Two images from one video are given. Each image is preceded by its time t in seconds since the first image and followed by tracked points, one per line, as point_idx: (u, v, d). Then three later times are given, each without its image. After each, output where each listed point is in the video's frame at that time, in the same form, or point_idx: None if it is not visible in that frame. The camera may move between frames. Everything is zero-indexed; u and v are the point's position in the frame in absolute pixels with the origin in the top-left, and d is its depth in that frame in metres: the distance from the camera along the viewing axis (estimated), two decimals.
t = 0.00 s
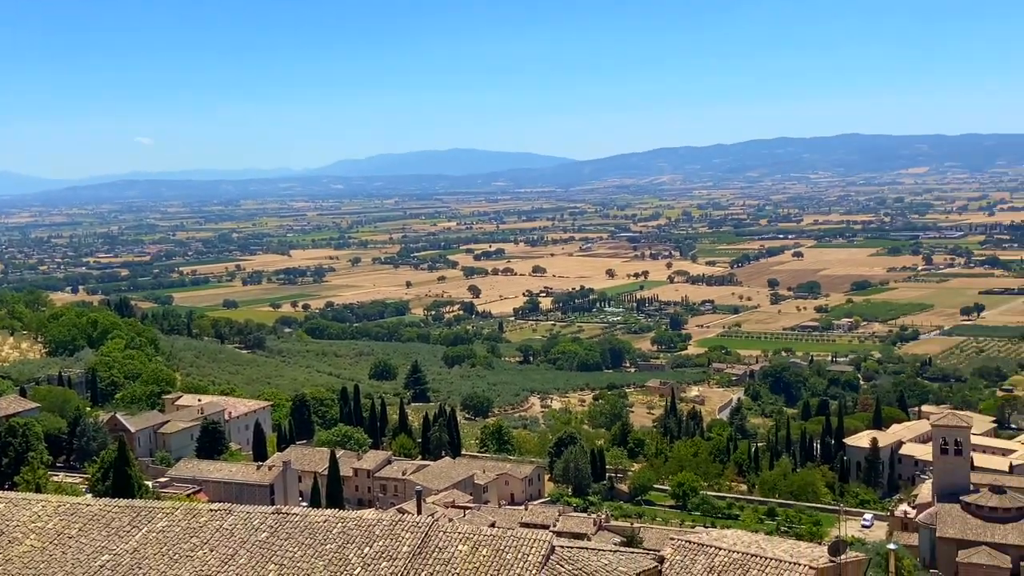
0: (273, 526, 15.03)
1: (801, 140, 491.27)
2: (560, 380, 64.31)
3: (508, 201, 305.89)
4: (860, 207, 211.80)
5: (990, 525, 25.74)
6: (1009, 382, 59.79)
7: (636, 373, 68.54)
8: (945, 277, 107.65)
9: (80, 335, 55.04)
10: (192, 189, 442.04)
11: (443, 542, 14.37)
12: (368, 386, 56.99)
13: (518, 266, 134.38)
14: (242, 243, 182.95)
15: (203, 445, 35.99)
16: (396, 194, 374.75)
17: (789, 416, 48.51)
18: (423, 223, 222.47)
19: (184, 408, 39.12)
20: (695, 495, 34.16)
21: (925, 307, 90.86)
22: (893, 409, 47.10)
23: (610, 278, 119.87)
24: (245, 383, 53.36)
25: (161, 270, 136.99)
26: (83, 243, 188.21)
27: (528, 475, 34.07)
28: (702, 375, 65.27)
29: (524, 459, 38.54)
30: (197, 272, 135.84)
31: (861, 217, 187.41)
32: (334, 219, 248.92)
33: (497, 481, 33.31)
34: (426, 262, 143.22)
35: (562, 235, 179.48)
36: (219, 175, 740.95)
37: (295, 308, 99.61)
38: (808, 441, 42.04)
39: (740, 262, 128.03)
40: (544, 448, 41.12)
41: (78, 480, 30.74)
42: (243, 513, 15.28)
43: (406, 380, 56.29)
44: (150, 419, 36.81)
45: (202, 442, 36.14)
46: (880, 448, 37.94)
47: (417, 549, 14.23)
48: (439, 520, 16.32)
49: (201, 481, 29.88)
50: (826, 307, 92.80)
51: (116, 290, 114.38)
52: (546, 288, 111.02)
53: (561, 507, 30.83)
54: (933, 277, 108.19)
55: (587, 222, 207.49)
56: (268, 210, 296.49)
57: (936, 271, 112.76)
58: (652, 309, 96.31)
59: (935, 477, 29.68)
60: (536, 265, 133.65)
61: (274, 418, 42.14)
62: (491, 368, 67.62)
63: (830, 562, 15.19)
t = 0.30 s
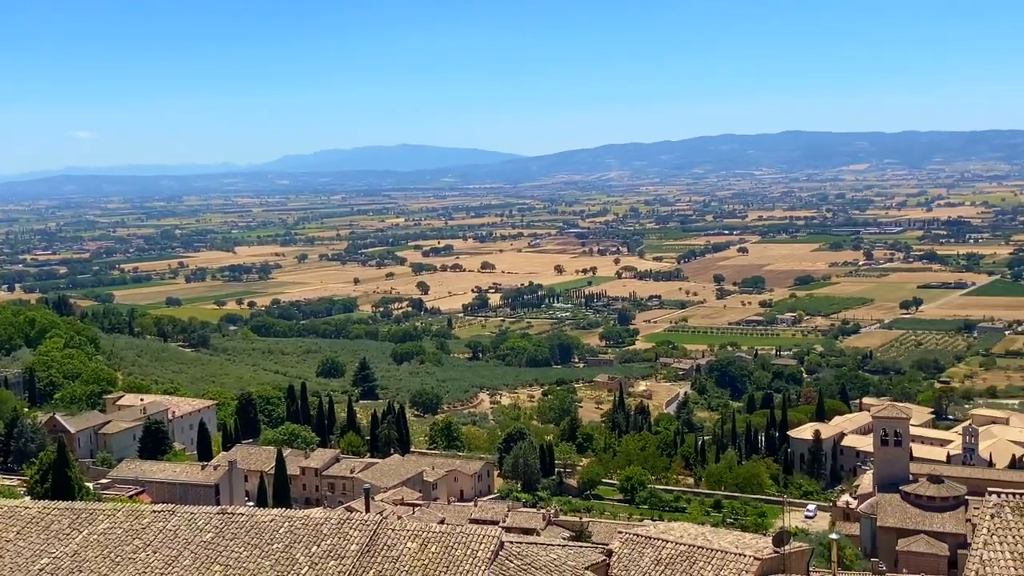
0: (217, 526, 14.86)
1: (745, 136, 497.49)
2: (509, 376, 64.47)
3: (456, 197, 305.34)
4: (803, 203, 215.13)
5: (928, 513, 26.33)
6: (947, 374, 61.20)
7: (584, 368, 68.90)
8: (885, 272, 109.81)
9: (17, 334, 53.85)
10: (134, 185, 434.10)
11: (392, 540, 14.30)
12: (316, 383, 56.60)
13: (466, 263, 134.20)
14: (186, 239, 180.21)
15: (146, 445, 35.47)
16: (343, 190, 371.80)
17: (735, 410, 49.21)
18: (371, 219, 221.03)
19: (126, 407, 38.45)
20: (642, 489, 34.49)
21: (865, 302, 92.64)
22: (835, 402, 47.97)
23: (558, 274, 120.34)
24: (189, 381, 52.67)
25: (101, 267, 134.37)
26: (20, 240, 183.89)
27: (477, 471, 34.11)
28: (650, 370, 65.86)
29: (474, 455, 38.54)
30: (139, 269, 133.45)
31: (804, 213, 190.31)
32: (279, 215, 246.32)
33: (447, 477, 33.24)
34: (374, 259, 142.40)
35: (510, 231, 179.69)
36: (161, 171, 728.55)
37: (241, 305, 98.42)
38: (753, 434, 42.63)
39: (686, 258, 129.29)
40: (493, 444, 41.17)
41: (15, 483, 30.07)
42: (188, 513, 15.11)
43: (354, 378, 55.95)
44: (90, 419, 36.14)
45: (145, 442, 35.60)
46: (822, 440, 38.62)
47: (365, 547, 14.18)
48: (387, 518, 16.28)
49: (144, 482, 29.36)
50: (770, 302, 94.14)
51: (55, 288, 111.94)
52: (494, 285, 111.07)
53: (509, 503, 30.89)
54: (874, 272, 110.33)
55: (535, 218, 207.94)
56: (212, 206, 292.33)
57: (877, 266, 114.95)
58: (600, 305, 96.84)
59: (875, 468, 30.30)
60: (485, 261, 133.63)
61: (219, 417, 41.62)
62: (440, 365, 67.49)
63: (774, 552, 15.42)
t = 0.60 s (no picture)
0: (162, 528, 14.67)
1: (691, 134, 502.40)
2: (458, 373, 64.38)
3: (404, 194, 304.10)
4: (748, 200, 217.93)
5: (871, 505, 26.84)
6: (887, 368, 62.49)
7: (534, 364, 69.05)
8: (827, 267, 111.66)
9: None
10: (73, 181, 425.22)
11: (341, 539, 14.22)
12: (263, 382, 55.98)
13: (414, 260, 133.66)
14: (128, 237, 177.08)
15: (87, 447, 34.79)
16: (290, 187, 367.92)
17: (683, 405, 49.69)
18: (318, 216, 219.14)
19: (67, 408, 37.69)
20: (592, 484, 34.69)
21: (809, 297, 94.13)
22: (781, 396, 48.63)
23: (507, 271, 120.44)
24: (132, 381, 51.77)
25: (40, 266, 131.36)
26: None
27: (427, 469, 34.03)
28: (598, 366, 66.22)
29: (423, 453, 38.43)
30: (79, 267, 130.75)
31: (749, 210, 192.71)
32: (224, 212, 243.13)
33: (397, 476, 33.11)
34: (321, 256, 141.13)
35: (459, 228, 179.42)
36: (102, 167, 714.41)
37: (185, 304, 96.91)
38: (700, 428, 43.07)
39: (634, 254, 130.20)
40: (443, 442, 41.08)
41: None
42: (131, 515, 14.92)
43: (301, 376, 55.45)
44: (30, 421, 35.35)
45: (86, 444, 34.92)
46: (767, 433, 39.19)
47: (313, 547, 14.08)
48: (336, 517, 16.17)
49: (86, 484, 28.75)
50: (716, 298, 95.20)
51: None
52: (443, 282, 110.82)
53: (460, 501, 30.84)
54: (817, 268, 112.11)
55: (484, 215, 207.87)
56: (155, 203, 287.53)
57: (820, 261, 116.86)
58: (549, 301, 97.11)
59: (819, 460, 30.82)
60: (433, 258, 133.23)
61: (163, 417, 40.98)
62: (389, 363, 67.18)
63: (720, 545, 15.66)
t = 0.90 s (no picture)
0: (104, 532, 14.48)
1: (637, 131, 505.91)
2: (407, 370, 64.17)
3: (351, 191, 301.84)
4: (694, 197, 220.04)
5: (813, 496, 27.35)
6: (829, 362, 63.64)
7: (483, 361, 69.11)
8: (771, 263, 113.30)
9: None
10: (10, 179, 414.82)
11: (289, 539, 14.14)
12: (208, 382, 55.27)
13: (362, 257, 132.83)
14: (68, 235, 173.41)
15: (27, 449, 34.09)
16: (234, 183, 363.14)
17: (630, 400, 50.09)
18: (263, 214, 216.60)
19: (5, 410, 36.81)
20: (541, 480, 34.86)
21: (754, 292, 95.42)
22: (726, 390, 49.30)
23: (456, 268, 120.27)
24: (72, 382, 50.79)
25: None
26: None
27: (376, 467, 33.89)
28: (547, 362, 66.48)
29: (372, 451, 38.28)
30: (18, 266, 127.74)
31: (694, 206, 194.65)
32: (167, 209, 239.13)
33: (346, 474, 32.93)
34: (267, 254, 139.52)
35: (407, 225, 178.77)
36: (40, 164, 698.52)
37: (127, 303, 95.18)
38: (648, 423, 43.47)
39: (582, 251, 130.88)
40: (392, 439, 40.92)
41: None
42: (72, 519, 14.68)
43: (248, 375, 54.83)
44: None
45: (25, 446, 34.21)
46: (713, 427, 39.70)
47: (262, 547, 13.99)
48: (283, 517, 16.07)
49: (23, 487, 27.95)
50: (663, 294, 96.07)
51: None
52: (391, 279, 110.30)
53: (409, 498, 30.74)
54: (762, 264, 113.71)
55: (432, 212, 207.25)
56: (95, 200, 281.78)
57: (764, 257, 118.48)
58: (497, 298, 97.16)
59: (763, 453, 31.32)
60: (381, 255, 132.45)
61: (105, 418, 40.23)
62: (338, 361, 66.72)
63: (667, 538, 15.83)
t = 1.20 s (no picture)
0: (40, 538, 14.15)
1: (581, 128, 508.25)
2: (352, 369, 63.73)
3: (294, 189, 298.64)
4: (638, 194, 221.88)
5: (756, 489, 27.72)
6: (771, 356, 64.57)
7: (429, 359, 68.90)
8: (714, 259, 114.65)
9: None
10: None
11: (231, 541, 13.93)
12: (147, 383, 54.34)
13: (306, 256, 131.57)
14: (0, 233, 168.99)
15: None
16: (175, 181, 357.02)
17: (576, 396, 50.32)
18: (204, 211, 213.42)
19: None
20: (488, 478, 34.89)
21: (698, 288, 96.46)
22: (670, 385, 49.80)
23: (401, 266, 119.74)
24: (6, 385, 49.51)
25: None
26: None
27: (321, 467, 33.58)
28: (493, 359, 66.51)
29: (317, 451, 37.96)
30: None
31: (639, 203, 196.15)
32: (104, 207, 234.28)
33: (289, 476, 32.58)
34: (209, 252, 137.55)
35: (351, 222, 177.53)
36: None
37: (64, 304, 93.09)
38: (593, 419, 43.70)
39: (528, 248, 131.17)
40: (336, 439, 40.58)
41: None
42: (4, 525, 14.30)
43: (189, 376, 53.96)
44: None
45: None
46: (658, 423, 40.08)
47: (203, 549, 13.76)
48: (225, 518, 15.85)
49: None
50: (608, 291, 96.68)
51: None
52: (336, 277, 109.44)
53: (354, 498, 30.53)
54: (705, 260, 114.98)
55: (377, 210, 206.18)
56: (29, 198, 275.14)
57: (707, 254, 119.82)
58: (443, 296, 96.92)
59: (707, 447, 31.65)
60: (326, 254, 131.31)
61: (40, 422, 39.32)
62: (281, 361, 66.05)
63: (614, 533, 15.90)
